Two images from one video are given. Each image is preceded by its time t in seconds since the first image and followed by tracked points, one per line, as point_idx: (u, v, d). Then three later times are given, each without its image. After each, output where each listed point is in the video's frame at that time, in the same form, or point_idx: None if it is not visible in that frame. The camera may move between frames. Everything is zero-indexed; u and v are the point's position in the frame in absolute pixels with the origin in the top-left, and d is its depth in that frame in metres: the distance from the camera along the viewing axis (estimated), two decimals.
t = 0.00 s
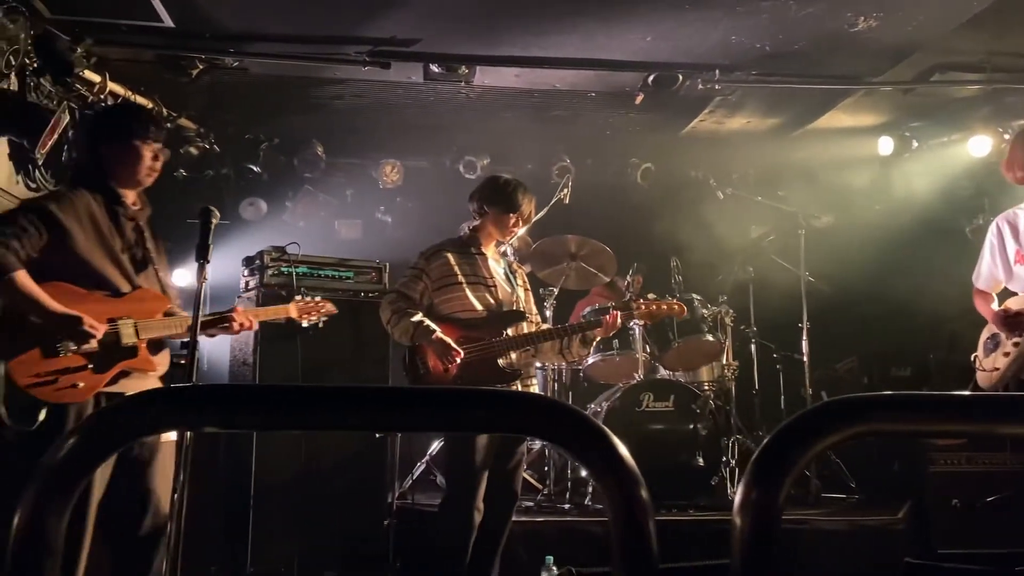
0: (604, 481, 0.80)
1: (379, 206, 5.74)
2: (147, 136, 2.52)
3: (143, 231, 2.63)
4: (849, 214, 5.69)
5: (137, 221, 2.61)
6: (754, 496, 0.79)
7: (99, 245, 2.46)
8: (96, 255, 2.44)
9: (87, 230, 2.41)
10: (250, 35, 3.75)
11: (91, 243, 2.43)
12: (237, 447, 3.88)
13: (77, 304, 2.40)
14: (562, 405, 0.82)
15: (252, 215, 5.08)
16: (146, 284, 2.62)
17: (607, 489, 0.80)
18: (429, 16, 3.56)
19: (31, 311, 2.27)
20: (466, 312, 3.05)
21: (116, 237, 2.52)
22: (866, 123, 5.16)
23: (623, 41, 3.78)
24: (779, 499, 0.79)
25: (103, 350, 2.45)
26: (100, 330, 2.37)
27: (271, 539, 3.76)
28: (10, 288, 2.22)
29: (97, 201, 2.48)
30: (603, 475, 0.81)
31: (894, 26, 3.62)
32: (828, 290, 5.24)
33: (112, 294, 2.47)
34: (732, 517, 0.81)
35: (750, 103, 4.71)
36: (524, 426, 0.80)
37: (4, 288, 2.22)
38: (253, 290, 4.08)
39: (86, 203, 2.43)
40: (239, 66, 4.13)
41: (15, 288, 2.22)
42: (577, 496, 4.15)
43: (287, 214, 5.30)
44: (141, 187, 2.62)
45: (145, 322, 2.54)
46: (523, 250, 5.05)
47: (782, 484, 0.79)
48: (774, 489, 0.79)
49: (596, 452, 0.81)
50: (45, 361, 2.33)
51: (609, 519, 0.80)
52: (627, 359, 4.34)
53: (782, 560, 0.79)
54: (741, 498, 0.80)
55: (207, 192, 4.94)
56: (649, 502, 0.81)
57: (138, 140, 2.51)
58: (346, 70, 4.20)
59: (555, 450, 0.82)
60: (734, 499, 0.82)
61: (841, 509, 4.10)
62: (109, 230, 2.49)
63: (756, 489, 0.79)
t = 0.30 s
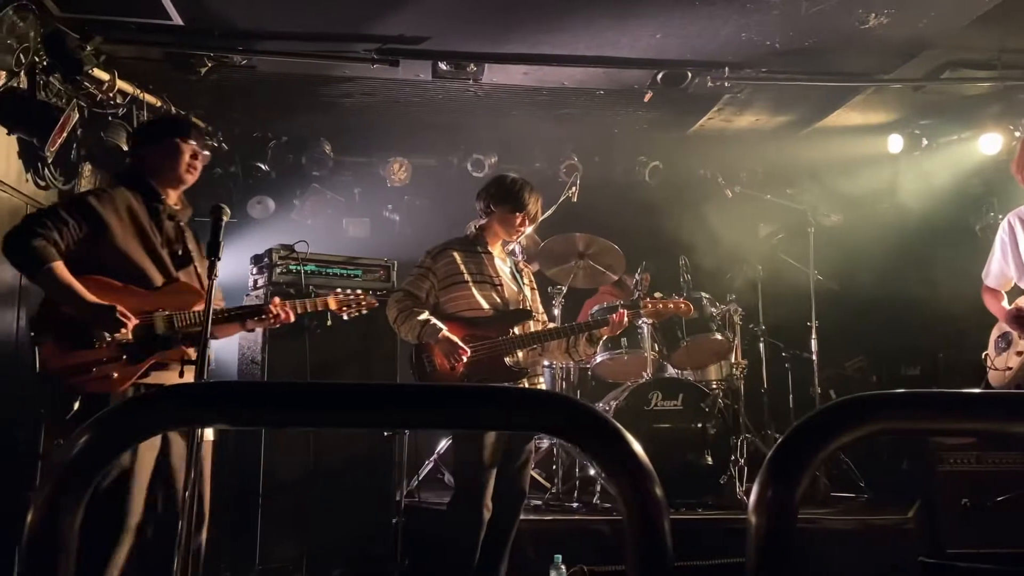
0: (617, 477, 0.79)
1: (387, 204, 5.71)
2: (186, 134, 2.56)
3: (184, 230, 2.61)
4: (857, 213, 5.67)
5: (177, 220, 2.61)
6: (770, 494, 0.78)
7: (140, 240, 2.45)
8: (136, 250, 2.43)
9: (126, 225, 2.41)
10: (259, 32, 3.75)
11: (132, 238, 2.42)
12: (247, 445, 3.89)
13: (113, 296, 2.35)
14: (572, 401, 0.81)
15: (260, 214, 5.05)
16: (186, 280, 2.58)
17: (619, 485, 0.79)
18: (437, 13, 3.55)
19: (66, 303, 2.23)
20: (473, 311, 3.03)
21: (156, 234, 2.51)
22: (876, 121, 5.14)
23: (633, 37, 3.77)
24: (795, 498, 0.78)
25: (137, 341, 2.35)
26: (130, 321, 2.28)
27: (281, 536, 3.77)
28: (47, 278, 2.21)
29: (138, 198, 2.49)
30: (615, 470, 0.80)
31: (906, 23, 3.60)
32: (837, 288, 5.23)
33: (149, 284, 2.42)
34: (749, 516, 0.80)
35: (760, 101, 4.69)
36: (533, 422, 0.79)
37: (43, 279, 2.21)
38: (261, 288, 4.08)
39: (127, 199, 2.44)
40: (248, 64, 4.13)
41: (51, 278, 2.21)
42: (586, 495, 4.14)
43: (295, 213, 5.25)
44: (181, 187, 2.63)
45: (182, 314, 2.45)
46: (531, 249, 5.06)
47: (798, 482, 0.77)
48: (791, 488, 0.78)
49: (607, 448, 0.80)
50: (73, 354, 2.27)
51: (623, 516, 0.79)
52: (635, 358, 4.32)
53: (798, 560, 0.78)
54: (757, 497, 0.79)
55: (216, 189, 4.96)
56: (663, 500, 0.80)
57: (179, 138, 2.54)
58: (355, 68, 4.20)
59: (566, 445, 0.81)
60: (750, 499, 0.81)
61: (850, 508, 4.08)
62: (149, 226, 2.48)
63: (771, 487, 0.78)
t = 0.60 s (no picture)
0: (627, 475, 0.79)
1: (393, 202, 5.68)
2: (207, 140, 2.52)
3: (206, 230, 2.57)
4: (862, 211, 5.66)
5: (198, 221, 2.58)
6: (781, 493, 0.77)
7: (155, 241, 2.41)
8: (150, 252, 2.40)
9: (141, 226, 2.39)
10: (265, 30, 3.75)
11: (147, 240, 2.40)
12: (251, 444, 3.89)
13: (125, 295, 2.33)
14: (581, 398, 0.80)
15: (264, 212, 5.09)
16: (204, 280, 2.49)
17: (629, 482, 0.79)
18: (444, 11, 3.55)
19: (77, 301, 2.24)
20: (476, 310, 3.02)
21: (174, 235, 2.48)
22: (882, 119, 5.13)
23: (639, 35, 3.76)
24: (808, 497, 0.77)
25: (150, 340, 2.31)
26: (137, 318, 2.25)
27: (288, 535, 3.77)
28: (58, 276, 2.24)
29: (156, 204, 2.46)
30: (625, 467, 0.79)
31: (914, 20, 3.59)
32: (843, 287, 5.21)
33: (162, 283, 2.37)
34: (760, 515, 0.79)
35: (766, 99, 4.68)
36: (542, 421, 0.78)
37: (54, 277, 2.24)
38: (267, 287, 4.08)
39: (143, 202, 2.41)
40: (253, 62, 4.13)
41: (61, 276, 2.24)
42: (593, 494, 4.13)
43: (300, 211, 5.28)
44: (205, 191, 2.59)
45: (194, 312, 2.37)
46: (537, 248, 5.05)
47: (811, 480, 0.76)
48: (803, 487, 0.77)
49: (617, 446, 0.79)
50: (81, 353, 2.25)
51: (634, 515, 0.78)
52: (640, 356, 4.32)
53: (811, 559, 0.77)
54: (769, 496, 0.78)
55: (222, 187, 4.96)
56: (675, 498, 0.79)
57: (199, 144, 2.51)
58: (361, 67, 4.20)
59: (575, 442, 0.80)
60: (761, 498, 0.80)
61: (856, 507, 4.06)
62: (167, 228, 2.46)
63: (784, 486, 0.77)
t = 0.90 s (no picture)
0: (631, 474, 0.78)
1: (395, 202, 5.66)
2: (204, 135, 2.50)
3: (210, 226, 2.54)
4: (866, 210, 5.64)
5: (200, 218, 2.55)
6: (788, 493, 0.76)
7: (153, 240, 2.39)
8: (148, 251, 2.38)
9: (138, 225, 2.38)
10: (267, 29, 3.74)
11: (145, 239, 2.38)
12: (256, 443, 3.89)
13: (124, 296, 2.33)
14: (586, 396, 0.79)
15: (267, 212, 5.05)
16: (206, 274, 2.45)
17: (634, 482, 0.78)
18: (447, 9, 3.54)
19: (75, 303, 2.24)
20: (476, 310, 3.01)
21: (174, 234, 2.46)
22: (886, 117, 5.12)
23: (642, 33, 3.75)
24: (815, 497, 0.76)
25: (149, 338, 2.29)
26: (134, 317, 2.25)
27: (292, 534, 3.77)
28: (56, 280, 2.25)
29: (153, 206, 2.45)
30: (631, 467, 0.78)
31: (918, 17, 3.57)
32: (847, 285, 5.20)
33: (160, 279, 2.35)
34: (767, 515, 0.78)
35: (769, 97, 4.67)
36: (544, 420, 0.78)
37: (53, 281, 2.26)
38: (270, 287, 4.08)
39: (139, 204, 2.40)
40: (256, 62, 4.13)
41: (59, 278, 2.25)
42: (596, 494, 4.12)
43: (303, 211, 5.28)
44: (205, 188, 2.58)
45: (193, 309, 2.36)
46: (541, 247, 5.04)
47: (818, 479, 0.75)
48: (811, 486, 0.76)
49: (620, 445, 0.78)
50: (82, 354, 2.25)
51: (640, 515, 0.77)
52: (643, 355, 4.34)
53: (818, 558, 0.76)
54: (775, 494, 0.77)
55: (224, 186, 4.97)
56: (680, 497, 0.78)
57: (194, 140, 2.49)
58: (364, 66, 4.20)
59: (579, 441, 0.79)
60: (768, 497, 0.79)
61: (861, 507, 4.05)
62: (166, 227, 2.45)
63: (791, 485, 0.76)
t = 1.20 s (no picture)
0: (629, 474, 0.78)
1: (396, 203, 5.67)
2: (179, 134, 2.44)
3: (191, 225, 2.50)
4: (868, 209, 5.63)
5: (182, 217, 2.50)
6: (787, 493, 0.76)
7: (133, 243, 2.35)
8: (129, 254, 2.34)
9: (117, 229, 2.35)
10: (268, 30, 3.75)
11: (124, 243, 2.34)
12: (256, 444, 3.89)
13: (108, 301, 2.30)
14: (584, 398, 0.79)
15: (269, 213, 5.05)
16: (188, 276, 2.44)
17: (633, 482, 0.78)
18: (446, 10, 3.54)
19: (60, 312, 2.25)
20: (466, 309, 3.02)
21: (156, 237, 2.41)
22: (886, 117, 5.12)
23: (642, 33, 3.74)
24: (812, 497, 0.75)
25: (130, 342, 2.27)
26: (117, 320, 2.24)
27: (293, 534, 3.78)
28: (41, 290, 2.27)
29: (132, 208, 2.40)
30: (629, 467, 0.78)
31: (919, 17, 3.57)
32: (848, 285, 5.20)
33: (143, 280, 2.33)
34: (765, 516, 0.78)
35: (770, 97, 4.67)
36: (541, 421, 0.77)
37: (40, 292, 2.27)
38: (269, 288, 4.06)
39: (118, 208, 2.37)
40: (256, 63, 4.14)
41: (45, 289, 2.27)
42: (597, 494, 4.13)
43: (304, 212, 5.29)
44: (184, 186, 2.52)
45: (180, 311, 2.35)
46: (541, 248, 5.03)
47: (817, 479, 0.75)
48: (809, 487, 0.76)
49: (620, 445, 0.78)
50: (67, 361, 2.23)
51: (638, 516, 0.77)
52: (644, 355, 4.29)
53: (815, 558, 0.76)
54: (774, 495, 0.77)
55: (225, 186, 4.97)
56: (679, 497, 0.78)
57: (168, 139, 2.43)
58: (364, 66, 4.20)
59: (577, 442, 0.79)
60: (766, 498, 0.79)
61: (863, 507, 4.04)
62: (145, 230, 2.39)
63: (788, 486, 0.76)
